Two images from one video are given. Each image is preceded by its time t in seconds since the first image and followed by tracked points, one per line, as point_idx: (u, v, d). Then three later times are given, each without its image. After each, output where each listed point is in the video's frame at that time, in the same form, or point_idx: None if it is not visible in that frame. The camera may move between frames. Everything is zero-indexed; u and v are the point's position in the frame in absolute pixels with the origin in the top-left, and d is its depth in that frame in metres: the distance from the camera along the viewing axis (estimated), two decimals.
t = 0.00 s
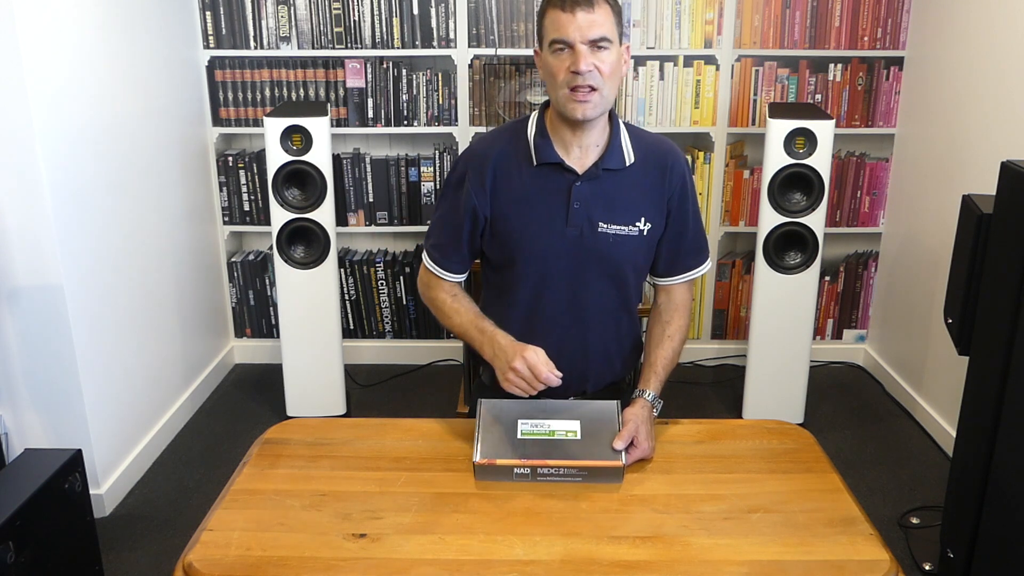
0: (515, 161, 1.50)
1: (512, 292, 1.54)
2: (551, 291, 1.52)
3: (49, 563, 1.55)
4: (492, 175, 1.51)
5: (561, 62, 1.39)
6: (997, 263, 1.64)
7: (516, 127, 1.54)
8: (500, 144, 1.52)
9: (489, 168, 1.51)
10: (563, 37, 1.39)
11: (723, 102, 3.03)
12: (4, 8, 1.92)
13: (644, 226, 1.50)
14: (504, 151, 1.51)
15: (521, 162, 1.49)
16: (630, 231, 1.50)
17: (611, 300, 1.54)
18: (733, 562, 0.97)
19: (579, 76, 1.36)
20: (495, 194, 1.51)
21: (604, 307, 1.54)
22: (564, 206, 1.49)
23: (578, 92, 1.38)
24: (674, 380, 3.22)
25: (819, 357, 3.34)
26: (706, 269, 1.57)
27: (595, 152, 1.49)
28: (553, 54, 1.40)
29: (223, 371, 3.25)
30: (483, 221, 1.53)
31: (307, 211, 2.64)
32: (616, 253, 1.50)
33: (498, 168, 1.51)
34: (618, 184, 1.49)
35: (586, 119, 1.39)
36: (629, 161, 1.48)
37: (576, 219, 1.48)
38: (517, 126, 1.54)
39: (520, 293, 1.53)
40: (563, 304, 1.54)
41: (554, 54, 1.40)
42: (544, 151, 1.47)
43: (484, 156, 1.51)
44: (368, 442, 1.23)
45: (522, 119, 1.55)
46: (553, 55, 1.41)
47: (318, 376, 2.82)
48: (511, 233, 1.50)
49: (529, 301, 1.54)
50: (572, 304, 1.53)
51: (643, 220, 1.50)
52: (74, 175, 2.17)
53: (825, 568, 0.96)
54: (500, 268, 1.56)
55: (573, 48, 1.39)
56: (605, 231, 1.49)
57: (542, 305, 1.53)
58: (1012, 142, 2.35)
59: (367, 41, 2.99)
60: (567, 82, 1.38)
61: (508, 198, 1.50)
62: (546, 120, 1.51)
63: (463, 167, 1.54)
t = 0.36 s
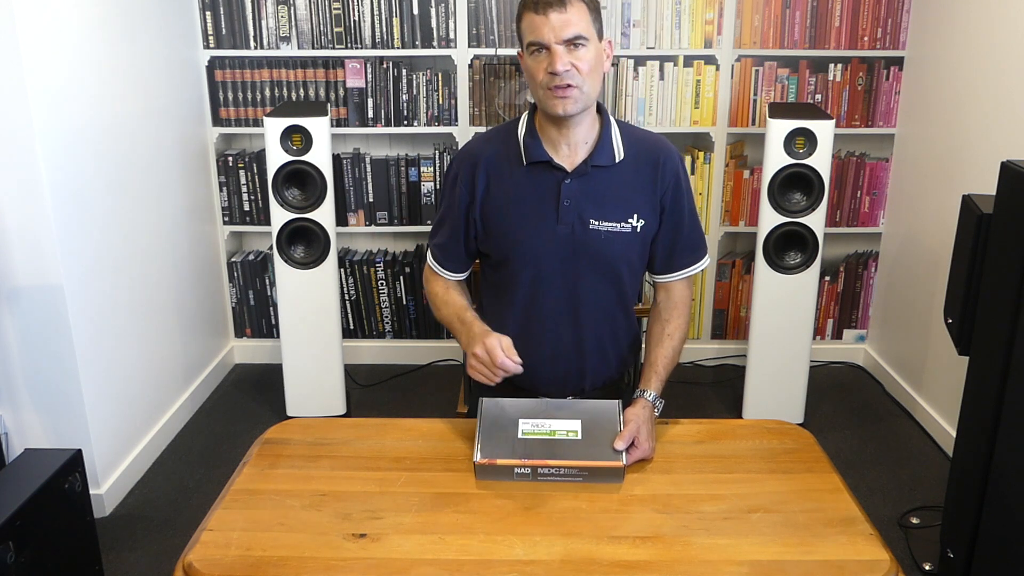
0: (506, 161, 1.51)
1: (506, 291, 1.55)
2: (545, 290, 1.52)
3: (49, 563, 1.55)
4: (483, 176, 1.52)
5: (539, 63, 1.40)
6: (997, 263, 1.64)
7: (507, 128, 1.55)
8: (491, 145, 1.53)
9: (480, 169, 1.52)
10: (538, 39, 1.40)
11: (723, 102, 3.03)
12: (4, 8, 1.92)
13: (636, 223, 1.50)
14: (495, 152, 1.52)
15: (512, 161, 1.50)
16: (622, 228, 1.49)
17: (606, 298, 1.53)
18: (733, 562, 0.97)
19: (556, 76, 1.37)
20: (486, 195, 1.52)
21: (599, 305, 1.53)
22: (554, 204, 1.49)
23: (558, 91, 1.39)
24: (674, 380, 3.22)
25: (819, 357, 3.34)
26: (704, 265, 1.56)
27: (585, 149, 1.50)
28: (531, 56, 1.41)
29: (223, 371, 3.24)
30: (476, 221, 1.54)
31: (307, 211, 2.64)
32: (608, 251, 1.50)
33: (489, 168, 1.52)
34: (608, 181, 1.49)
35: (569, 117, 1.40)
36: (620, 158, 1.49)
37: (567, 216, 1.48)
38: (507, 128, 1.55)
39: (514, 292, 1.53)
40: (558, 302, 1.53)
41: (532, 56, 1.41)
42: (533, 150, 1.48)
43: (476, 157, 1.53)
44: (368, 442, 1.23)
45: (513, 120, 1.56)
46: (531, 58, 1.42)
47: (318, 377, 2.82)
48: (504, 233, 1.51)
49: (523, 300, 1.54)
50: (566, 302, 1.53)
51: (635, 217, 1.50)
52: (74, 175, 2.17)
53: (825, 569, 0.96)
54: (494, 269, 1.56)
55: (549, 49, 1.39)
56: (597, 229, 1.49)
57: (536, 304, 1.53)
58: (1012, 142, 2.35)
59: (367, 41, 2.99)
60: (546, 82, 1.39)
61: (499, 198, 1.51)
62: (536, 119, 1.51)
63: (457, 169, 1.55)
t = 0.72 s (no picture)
0: (504, 159, 1.51)
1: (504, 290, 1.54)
2: (543, 289, 1.52)
3: (49, 562, 1.55)
4: (479, 173, 1.52)
5: (531, 68, 1.40)
6: (997, 263, 1.64)
7: (504, 127, 1.55)
8: (489, 144, 1.53)
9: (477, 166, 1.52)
10: (530, 43, 1.39)
11: (723, 102, 3.03)
12: (4, 8, 1.92)
13: (634, 221, 1.50)
14: (491, 151, 1.52)
15: (510, 160, 1.50)
16: (620, 226, 1.50)
17: (604, 296, 1.53)
18: (734, 562, 0.97)
19: (548, 81, 1.38)
20: (483, 192, 1.52)
21: (597, 304, 1.53)
22: (551, 202, 1.49)
23: (551, 96, 1.39)
24: (674, 380, 3.22)
25: (819, 357, 3.34)
26: (702, 264, 1.56)
27: (581, 147, 1.50)
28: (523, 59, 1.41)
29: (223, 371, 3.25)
30: (473, 220, 1.53)
31: (307, 211, 2.64)
32: (606, 249, 1.50)
33: (487, 165, 1.52)
34: (605, 179, 1.49)
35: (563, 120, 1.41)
36: (617, 156, 1.49)
37: (564, 214, 1.48)
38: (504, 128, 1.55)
39: (513, 291, 1.53)
40: (556, 301, 1.53)
41: (524, 59, 1.41)
42: (531, 149, 1.48)
43: (474, 155, 1.53)
44: (368, 441, 1.23)
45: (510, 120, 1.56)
46: (523, 61, 1.42)
47: (318, 377, 2.82)
48: (501, 231, 1.51)
49: (522, 299, 1.53)
50: (565, 301, 1.53)
51: (633, 215, 1.50)
52: (74, 174, 2.17)
53: (825, 568, 0.96)
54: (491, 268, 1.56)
55: (541, 53, 1.39)
56: (594, 227, 1.49)
57: (534, 303, 1.53)
58: (1011, 141, 2.35)
59: (367, 41, 2.99)
60: (539, 87, 1.39)
61: (496, 196, 1.51)
62: (533, 119, 1.51)
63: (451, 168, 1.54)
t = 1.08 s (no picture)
0: (506, 161, 1.51)
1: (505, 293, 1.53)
2: (545, 290, 1.52)
3: (49, 562, 1.55)
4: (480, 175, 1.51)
5: (547, 73, 1.39)
6: (997, 263, 1.64)
7: (506, 128, 1.54)
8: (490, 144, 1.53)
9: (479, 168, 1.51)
10: (549, 48, 1.38)
11: (723, 102, 3.03)
12: (4, 8, 1.92)
13: (635, 222, 1.51)
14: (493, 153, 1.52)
15: (512, 162, 1.50)
16: (621, 227, 1.50)
17: (605, 297, 1.54)
18: (733, 562, 0.97)
19: (562, 91, 1.38)
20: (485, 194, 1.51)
21: (598, 304, 1.53)
22: (553, 203, 1.49)
23: (563, 106, 1.39)
24: (674, 380, 3.22)
25: (819, 357, 3.34)
26: (700, 263, 1.57)
27: (584, 149, 1.50)
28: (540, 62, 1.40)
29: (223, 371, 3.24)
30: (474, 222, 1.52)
31: (307, 212, 2.64)
32: (607, 250, 1.50)
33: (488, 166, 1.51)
34: (607, 181, 1.50)
35: (569, 128, 1.41)
36: (619, 158, 1.49)
37: (566, 216, 1.48)
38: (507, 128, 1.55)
39: (514, 293, 1.52)
40: (558, 301, 1.53)
41: (541, 62, 1.40)
42: (533, 150, 1.48)
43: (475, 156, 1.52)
44: (368, 442, 1.23)
45: (512, 120, 1.56)
46: (540, 64, 1.41)
47: (319, 377, 2.82)
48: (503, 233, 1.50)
49: (523, 299, 1.53)
50: (566, 303, 1.53)
51: (633, 216, 1.51)
52: (74, 174, 2.17)
53: (824, 568, 0.96)
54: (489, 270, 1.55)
55: (559, 60, 1.38)
56: (596, 228, 1.49)
57: (535, 305, 1.53)
58: (1011, 142, 2.35)
59: (367, 41, 2.99)
60: (551, 93, 1.39)
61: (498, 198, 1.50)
62: (536, 119, 1.51)
63: (450, 168, 1.52)
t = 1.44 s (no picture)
0: (515, 163, 1.49)
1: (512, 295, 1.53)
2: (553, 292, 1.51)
3: (49, 562, 1.55)
4: (488, 176, 1.50)
5: (570, 75, 1.38)
6: (997, 263, 1.64)
7: (512, 128, 1.53)
8: (499, 145, 1.51)
9: (488, 169, 1.50)
10: (575, 50, 1.37)
11: (723, 102, 3.03)
12: (4, 7, 1.92)
13: (642, 223, 1.51)
14: (501, 154, 1.50)
15: (521, 163, 1.49)
16: (629, 229, 1.50)
17: (612, 299, 1.53)
18: (734, 562, 0.97)
19: (585, 95, 1.37)
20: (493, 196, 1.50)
21: (605, 306, 1.53)
22: (563, 205, 1.49)
23: (585, 109, 1.38)
24: (674, 380, 3.22)
25: (820, 357, 3.34)
26: (702, 262, 1.58)
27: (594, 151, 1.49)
28: (563, 62, 1.39)
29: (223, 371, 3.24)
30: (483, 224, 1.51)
31: (307, 211, 2.64)
32: (615, 252, 1.50)
33: (497, 168, 1.50)
34: (616, 183, 1.50)
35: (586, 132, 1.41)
36: (627, 160, 1.49)
37: (576, 218, 1.48)
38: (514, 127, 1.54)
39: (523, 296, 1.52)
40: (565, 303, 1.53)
41: (564, 63, 1.39)
42: (541, 153, 1.47)
43: (484, 156, 1.51)
44: (369, 442, 1.23)
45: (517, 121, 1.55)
46: (562, 64, 1.39)
47: (319, 377, 2.82)
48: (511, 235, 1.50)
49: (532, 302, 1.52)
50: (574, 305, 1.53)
51: (641, 217, 1.51)
52: (74, 175, 2.17)
53: (825, 568, 0.96)
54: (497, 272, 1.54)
55: (585, 63, 1.37)
56: (604, 230, 1.49)
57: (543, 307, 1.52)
58: (1012, 142, 2.35)
59: (367, 41, 2.99)
60: (573, 96, 1.38)
61: (506, 200, 1.50)
62: (543, 120, 1.50)
63: (462, 169, 1.49)
